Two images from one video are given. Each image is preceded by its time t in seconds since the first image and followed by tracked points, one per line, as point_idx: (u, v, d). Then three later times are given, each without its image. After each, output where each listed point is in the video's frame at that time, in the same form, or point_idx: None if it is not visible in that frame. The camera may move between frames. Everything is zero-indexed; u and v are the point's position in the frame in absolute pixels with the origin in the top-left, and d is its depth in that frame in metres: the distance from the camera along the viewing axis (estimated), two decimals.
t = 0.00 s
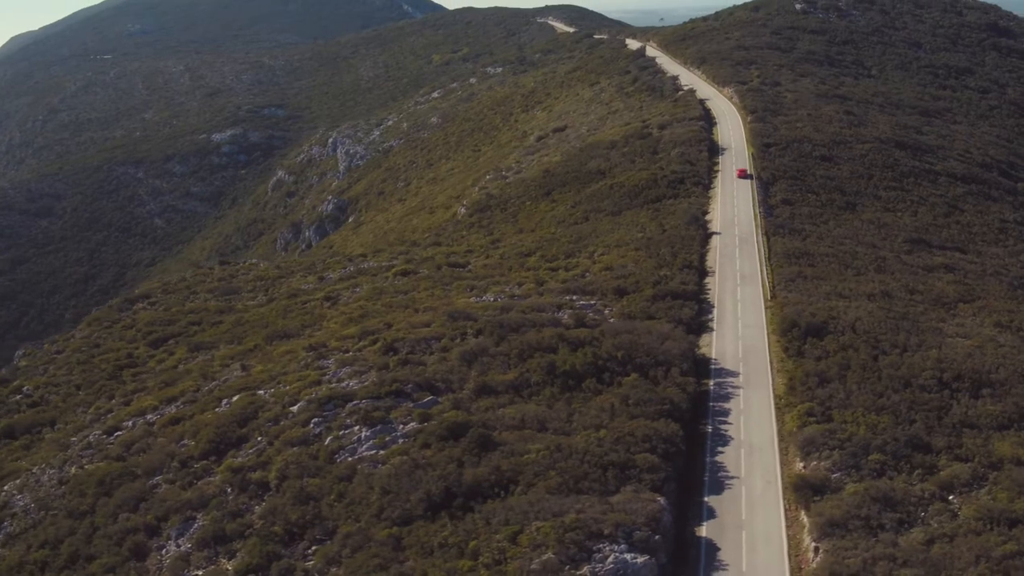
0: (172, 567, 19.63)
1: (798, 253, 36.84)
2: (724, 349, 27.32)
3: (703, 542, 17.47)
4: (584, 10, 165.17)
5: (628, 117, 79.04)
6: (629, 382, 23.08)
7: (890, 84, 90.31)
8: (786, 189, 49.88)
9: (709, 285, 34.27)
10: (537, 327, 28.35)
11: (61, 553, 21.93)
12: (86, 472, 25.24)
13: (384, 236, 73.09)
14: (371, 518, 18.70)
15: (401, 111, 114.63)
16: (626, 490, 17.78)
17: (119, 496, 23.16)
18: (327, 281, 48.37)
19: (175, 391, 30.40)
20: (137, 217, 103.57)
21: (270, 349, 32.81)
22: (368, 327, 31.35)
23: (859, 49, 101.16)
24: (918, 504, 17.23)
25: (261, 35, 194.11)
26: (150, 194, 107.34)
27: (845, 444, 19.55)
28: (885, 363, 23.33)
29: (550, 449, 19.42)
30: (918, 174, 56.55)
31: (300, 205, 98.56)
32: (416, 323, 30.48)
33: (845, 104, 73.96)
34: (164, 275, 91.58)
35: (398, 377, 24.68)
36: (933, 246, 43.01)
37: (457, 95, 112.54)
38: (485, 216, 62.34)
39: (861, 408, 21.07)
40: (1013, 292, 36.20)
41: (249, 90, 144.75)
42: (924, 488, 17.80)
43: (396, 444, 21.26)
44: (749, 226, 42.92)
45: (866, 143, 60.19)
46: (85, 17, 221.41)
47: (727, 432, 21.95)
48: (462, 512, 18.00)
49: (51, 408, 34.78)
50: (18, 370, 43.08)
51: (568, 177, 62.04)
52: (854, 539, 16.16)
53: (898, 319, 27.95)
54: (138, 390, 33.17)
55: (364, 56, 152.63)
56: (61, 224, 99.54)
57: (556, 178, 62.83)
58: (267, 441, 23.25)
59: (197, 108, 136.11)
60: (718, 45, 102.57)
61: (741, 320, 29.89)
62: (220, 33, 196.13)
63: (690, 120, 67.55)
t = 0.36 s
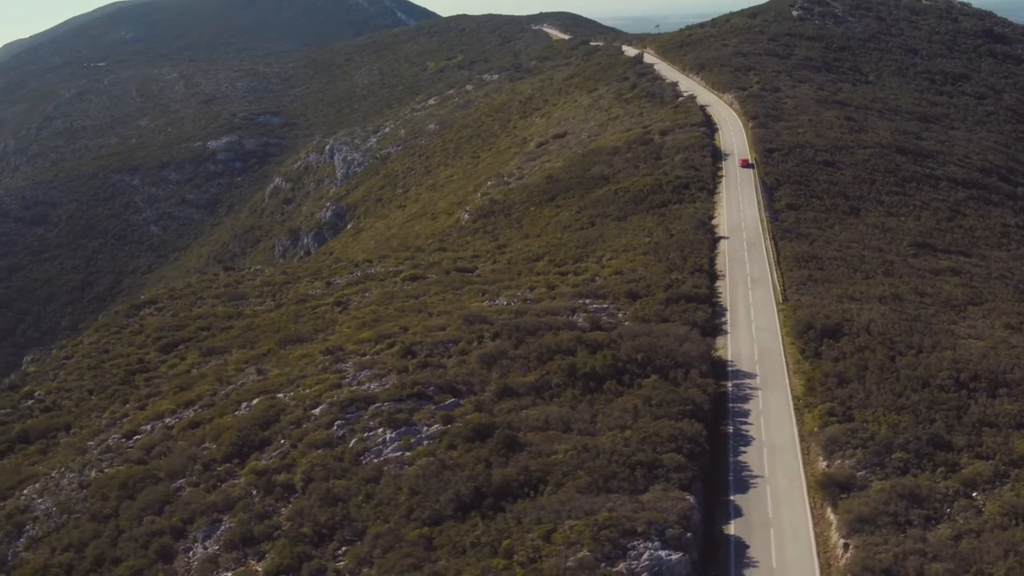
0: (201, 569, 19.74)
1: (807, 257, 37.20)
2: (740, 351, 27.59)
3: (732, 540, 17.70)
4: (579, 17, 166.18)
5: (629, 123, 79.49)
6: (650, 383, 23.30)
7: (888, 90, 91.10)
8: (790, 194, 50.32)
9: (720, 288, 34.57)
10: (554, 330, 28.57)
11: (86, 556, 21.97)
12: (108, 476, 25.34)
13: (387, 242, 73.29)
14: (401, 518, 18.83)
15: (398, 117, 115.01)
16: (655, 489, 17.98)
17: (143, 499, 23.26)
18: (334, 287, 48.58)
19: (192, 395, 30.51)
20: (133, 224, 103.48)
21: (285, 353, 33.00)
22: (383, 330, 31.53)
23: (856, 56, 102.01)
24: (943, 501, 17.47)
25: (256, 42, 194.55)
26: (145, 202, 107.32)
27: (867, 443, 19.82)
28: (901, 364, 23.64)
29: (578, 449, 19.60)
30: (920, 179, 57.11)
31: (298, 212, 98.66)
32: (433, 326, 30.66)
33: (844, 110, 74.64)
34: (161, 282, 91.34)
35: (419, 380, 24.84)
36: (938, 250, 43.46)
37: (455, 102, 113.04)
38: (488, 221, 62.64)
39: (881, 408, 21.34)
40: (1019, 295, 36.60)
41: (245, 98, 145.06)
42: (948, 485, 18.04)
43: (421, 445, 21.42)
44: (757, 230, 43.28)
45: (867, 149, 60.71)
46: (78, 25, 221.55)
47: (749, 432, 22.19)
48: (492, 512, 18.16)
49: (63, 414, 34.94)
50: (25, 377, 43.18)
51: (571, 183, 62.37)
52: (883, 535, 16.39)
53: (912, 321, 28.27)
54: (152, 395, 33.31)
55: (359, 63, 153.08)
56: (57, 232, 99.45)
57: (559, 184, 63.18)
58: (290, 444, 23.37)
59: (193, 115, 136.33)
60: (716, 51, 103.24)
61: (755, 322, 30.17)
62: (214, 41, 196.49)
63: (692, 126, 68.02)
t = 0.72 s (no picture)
0: (232, 571, 19.80)
1: (818, 262, 37.57)
2: (757, 354, 27.87)
3: (762, 538, 17.95)
4: (574, 25, 167.11)
5: (631, 130, 79.96)
6: (673, 385, 23.56)
7: (887, 96, 91.89)
8: (796, 199, 50.77)
9: (733, 292, 34.89)
10: (572, 333, 28.81)
11: (114, 559, 22.04)
12: (131, 480, 25.44)
13: (390, 249, 73.53)
14: (433, 519, 18.98)
15: (397, 124, 115.43)
16: (686, 488, 18.22)
17: (170, 502, 23.38)
18: (343, 293, 48.83)
19: (210, 400, 30.62)
20: (130, 232, 103.40)
21: (301, 358, 33.19)
22: (401, 335, 31.72)
23: (854, 62, 102.86)
24: (970, 498, 17.72)
25: (251, 51, 195.17)
26: (142, 210, 107.36)
27: (891, 442, 20.12)
28: (919, 365, 23.95)
29: (605, 449, 19.83)
30: (923, 184, 57.68)
31: (297, 219, 98.86)
32: (450, 330, 30.88)
33: (845, 116, 75.30)
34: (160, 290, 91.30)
35: (442, 383, 25.03)
36: (944, 254, 43.93)
37: (453, 109, 113.57)
38: (494, 228, 62.95)
39: (902, 408, 21.65)
40: None
41: (241, 106, 145.45)
42: (974, 483, 18.29)
43: (448, 447, 21.62)
44: (765, 235, 43.65)
45: (870, 155, 61.27)
46: (72, 33, 221.74)
47: (771, 433, 22.45)
48: (524, 512, 18.34)
49: (78, 420, 35.06)
50: (35, 383, 43.31)
51: (576, 189, 62.74)
52: (913, 532, 16.64)
53: (926, 323, 28.62)
54: (168, 401, 33.42)
55: (355, 71, 153.60)
56: (54, 240, 99.39)
57: (565, 190, 63.52)
58: (315, 446, 23.53)
59: (189, 123, 136.63)
60: (716, 58, 103.91)
61: (769, 325, 30.50)
62: (209, 49, 197.01)
63: (696, 132, 68.50)
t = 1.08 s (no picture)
0: (264, 572, 19.94)
1: (828, 266, 37.95)
2: (774, 356, 28.17)
3: (792, 535, 18.20)
4: (571, 32, 168.08)
5: (633, 136, 80.41)
6: (696, 387, 23.82)
7: (886, 103, 92.61)
8: (802, 205, 51.19)
9: (746, 296, 35.20)
10: (591, 336, 29.06)
11: (142, 561, 22.13)
12: (155, 484, 25.59)
13: (394, 255, 73.75)
14: (465, 519, 19.17)
15: (396, 132, 115.85)
16: (717, 486, 18.48)
17: (197, 505, 23.52)
18: (352, 298, 49.04)
19: (230, 405, 30.78)
20: (128, 239, 103.36)
21: (318, 362, 33.40)
22: (419, 339, 31.94)
23: (853, 69, 103.63)
24: (996, 495, 17.97)
25: (248, 59, 195.69)
26: (140, 217, 107.41)
27: (915, 441, 20.41)
28: (938, 366, 24.27)
29: (635, 449, 20.08)
30: (927, 190, 58.21)
31: (297, 226, 99.05)
32: (468, 334, 31.12)
33: (846, 123, 75.91)
34: (159, 297, 91.35)
35: (466, 386, 25.26)
36: (951, 259, 44.36)
37: (452, 116, 114.06)
38: (499, 234, 63.26)
39: (923, 408, 21.95)
40: None
41: (238, 113, 145.78)
42: (1000, 480, 18.55)
43: (475, 449, 21.83)
44: (774, 240, 44.02)
45: (874, 161, 61.80)
46: (67, 40, 221.95)
47: (794, 434, 22.72)
48: (557, 512, 18.54)
49: (93, 425, 35.17)
50: (47, 389, 43.48)
51: (582, 195, 63.11)
52: (943, 528, 16.90)
53: (940, 326, 28.98)
54: (184, 407, 33.57)
55: (353, 79, 154.00)
56: (52, 247, 99.37)
57: (570, 196, 63.90)
58: (342, 449, 23.70)
59: (186, 131, 136.86)
60: (715, 65, 104.56)
61: (785, 328, 30.79)
62: (206, 57, 197.45)
63: (700, 139, 69.00)
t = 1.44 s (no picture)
0: (296, 572, 20.07)
1: (839, 270, 38.37)
2: (792, 358, 28.51)
3: (821, 533, 18.49)
4: (568, 40, 169.00)
5: (636, 142, 80.90)
6: (719, 388, 24.12)
7: (885, 110, 93.35)
8: (809, 211, 51.65)
9: (759, 299, 35.57)
10: (609, 339, 29.32)
11: (171, 563, 22.24)
12: (180, 487, 25.75)
13: (398, 261, 74.03)
14: (498, 519, 19.36)
15: (394, 139, 116.24)
16: (747, 485, 18.78)
17: (225, 507, 23.64)
18: (362, 304, 49.30)
19: (250, 409, 30.94)
20: (126, 246, 103.26)
21: (335, 367, 33.61)
22: (437, 342, 32.17)
23: (852, 76, 104.42)
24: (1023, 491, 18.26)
25: (244, 66, 196.14)
26: (138, 224, 107.43)
27: (938, 440, 20.72)
28: (956, 366, 24.62)
29: (663, 449, 20.35)
30: (930, 195, 58.76)
31: (296, 233, 99.22)
32: (486, 337, 31.37)
33: (848, 129, 76.54)
34: (158, 304, 91.30)
35: (490, 388, 25.50)
36: (959, 263, 44.82)
37: (451, 124, 114.54)
38: (505, 240, 63.59)
39: (944, 408, 22.29)
40: None
41: (235, 121, 146.16)
42: None
43: (503, 450, 22.07)
44: (784, 245, 44.45)
45: (877, 166, 62.34)
46: (61, 48, 222.14)
47: (816, 434, 23.02)
48: (590, 511, 18.78)
49: (108, 431, 35.29)
50: (60, 395, 43.73)
51: (587, 201, 63.49)
52: (973, 524, 17.18)
53: (955, 328, 29.34)
54: (202, 412, 33.71)
55: (349, 86, 154.49)
56: (49, 255, 99.25)
57: (576, 201, 64.28)
58: (369, 450, 23.91)
59: (184, 138, 137.05)
60: (716, 72, 105.23)
61: (800, 331, 31.12)
62: (201, 64, 197.86)
63: (704, 145, 69.53)
